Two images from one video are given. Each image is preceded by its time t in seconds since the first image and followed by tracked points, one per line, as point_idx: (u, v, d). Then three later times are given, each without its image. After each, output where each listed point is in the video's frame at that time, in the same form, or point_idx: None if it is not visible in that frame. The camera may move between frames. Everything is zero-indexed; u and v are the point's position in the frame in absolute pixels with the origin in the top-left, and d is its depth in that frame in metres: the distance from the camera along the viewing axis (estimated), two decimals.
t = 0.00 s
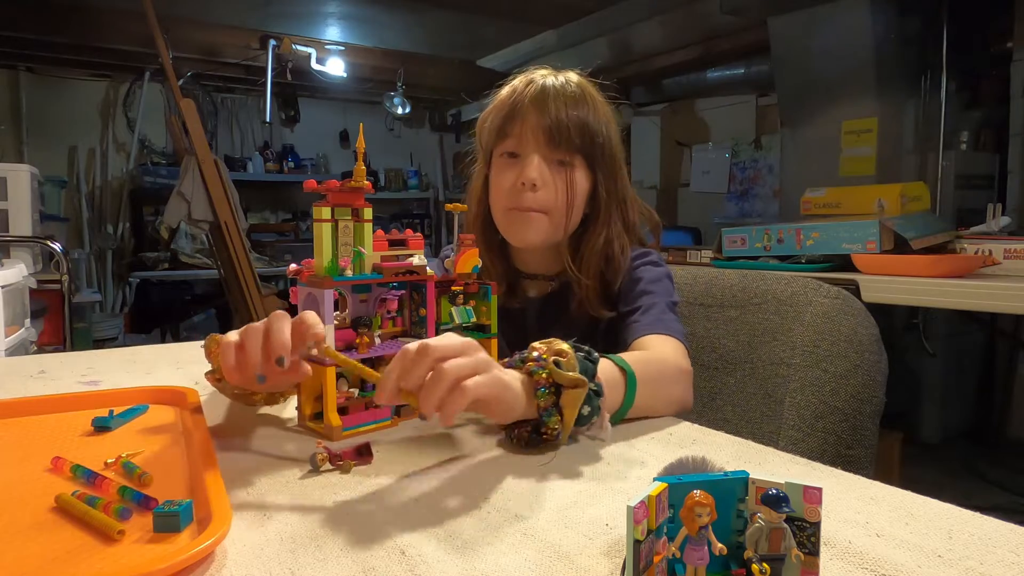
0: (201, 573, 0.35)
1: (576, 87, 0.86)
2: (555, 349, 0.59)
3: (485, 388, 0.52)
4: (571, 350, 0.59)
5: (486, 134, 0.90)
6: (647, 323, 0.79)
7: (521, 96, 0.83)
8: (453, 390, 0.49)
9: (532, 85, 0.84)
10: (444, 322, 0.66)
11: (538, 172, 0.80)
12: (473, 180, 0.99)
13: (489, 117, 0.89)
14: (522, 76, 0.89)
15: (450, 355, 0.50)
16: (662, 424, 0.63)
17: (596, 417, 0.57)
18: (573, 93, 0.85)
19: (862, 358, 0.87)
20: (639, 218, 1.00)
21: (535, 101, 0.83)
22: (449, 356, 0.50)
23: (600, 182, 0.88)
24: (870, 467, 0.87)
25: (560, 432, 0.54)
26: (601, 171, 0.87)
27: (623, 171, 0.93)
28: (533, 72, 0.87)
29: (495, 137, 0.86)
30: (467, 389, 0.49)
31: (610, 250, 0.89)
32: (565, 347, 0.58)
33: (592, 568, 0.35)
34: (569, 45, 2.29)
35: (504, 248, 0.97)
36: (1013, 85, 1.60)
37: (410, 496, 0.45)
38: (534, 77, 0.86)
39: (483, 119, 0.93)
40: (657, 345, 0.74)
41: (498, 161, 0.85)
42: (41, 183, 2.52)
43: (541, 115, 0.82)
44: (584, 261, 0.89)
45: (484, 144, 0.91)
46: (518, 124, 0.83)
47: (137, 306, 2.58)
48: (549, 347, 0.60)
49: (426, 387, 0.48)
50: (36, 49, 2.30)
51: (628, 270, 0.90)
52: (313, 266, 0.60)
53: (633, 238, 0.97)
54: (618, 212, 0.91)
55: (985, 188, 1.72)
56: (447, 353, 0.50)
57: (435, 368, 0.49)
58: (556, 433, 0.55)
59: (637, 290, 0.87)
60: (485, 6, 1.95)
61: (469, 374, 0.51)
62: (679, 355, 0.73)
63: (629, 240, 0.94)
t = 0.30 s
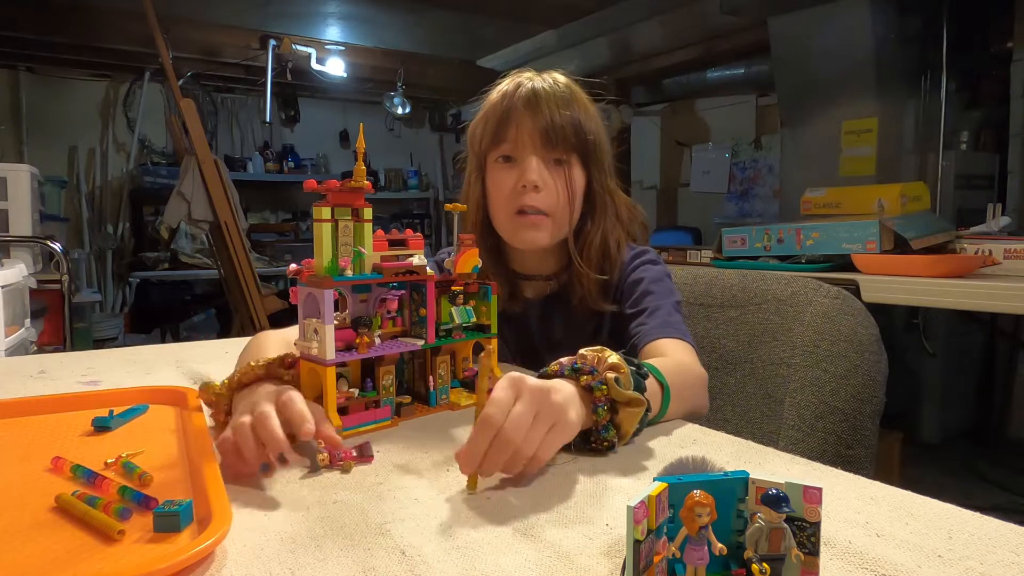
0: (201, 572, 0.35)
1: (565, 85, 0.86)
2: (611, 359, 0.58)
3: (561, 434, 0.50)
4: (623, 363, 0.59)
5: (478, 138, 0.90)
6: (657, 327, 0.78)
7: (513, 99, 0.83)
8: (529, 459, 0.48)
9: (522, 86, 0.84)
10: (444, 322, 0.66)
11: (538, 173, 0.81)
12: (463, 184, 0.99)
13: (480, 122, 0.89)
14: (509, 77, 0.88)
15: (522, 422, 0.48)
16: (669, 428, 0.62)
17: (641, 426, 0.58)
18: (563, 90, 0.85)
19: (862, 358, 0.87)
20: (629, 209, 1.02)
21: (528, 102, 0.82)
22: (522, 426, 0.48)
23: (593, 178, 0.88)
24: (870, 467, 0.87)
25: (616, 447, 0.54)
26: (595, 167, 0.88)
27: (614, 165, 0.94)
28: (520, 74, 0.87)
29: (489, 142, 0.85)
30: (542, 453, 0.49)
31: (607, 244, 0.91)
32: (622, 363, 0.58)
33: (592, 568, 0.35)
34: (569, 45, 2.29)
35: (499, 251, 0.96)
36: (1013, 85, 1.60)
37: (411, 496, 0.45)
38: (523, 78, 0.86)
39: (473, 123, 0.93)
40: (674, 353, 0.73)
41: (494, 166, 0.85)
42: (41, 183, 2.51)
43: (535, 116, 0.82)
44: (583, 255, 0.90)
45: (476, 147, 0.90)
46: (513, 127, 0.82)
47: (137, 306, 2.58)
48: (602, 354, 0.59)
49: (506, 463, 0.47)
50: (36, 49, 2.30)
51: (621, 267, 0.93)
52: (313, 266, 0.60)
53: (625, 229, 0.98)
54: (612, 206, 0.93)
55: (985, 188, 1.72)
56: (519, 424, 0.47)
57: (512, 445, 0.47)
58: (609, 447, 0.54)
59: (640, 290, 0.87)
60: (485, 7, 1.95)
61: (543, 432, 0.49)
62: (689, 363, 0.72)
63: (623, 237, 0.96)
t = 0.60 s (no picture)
0: (201, 573, 0.35)
1: (553, 87, 0.86)
2: (615, 359, 0.58)
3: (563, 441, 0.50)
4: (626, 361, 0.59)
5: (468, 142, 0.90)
6: (652, 326, 0.78)
7: (502, 102, 0.83)
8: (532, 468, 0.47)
9: (511, 89, 0.83)
10: (444, 322, 0.66)
11: (532, 175, 0.81)
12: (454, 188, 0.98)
13: (471, 127, 0.88)
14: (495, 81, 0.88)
15: (522, 434, 0.47)
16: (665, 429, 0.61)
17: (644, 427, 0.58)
18: (550, 91, 0.85)
19: (862, 358, 0.87)
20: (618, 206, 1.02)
21: (518, 105, 0.82)
22: (523, 438, 0.47)
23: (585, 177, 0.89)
24: (871, 467, 0.87)
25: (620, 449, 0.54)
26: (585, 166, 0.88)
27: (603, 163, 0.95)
28: (507, 77, 0.87)
29: (481, 147, 0.85)
30: (545, 461, 0.48)
31: (598, 241, 0.91)
32: (625, 363, 0.58)
33: (592, 569, 0.35)
34: (568, 46, 2.30)
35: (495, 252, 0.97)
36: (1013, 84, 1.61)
37: (411, 496, 0.45)
38: (510, 81, 0.85)
39: (463, 128, 0.93)
40: (669, 350, 0.73)
41: (487, 170, 0.85)
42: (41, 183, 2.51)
43: (526, 119, 0.82)
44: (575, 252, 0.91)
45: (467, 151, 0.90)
46: (504, 131, 0.82)
47: (137, 306, 2.58)
48: (606, 353, 0.60)
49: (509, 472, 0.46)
50: (35, 49, 2.30)
51: (612, 263, 0.94)
52: (313, 266, 0.60)
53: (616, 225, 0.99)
54: (602, 204, 0.93)
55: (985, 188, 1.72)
56: (520, 436, 0.47)
57: (514, 457, 0.46)
58: (612, 448, 0.54)
59: (636, 289, 0.87)
60: (485, 7, 1.95)
61: (544, 441, 0.48)
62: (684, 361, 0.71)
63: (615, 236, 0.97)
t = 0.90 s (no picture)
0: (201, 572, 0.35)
1: (549, 84, 0.86)
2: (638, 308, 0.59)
3: (557, 308, 0.57)
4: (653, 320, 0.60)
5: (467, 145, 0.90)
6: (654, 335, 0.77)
7: (499, 102, 0.83)
8: (513, 298, 0.56)
9: (507, 89, 0.84)
10: (444, 322, 0.66)
11: (534, 173, 0.81)
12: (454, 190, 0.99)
13: (469, 128, 0.89)
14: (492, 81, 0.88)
15: (530, 274, 0.56)
16: (666, 428, 0.61)
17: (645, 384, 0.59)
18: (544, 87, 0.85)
19: (863, 358, 0.87)
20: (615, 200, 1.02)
21: (516, 104, 0.82)
22: (527, 271, 0.56)
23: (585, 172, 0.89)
24: (870, 467, 0.87)
25: (617, 382, 0.56)
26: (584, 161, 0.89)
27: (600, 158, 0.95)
28: (503, 77, 0.87)
29: (481, 147, 0.85)
30: (529, 304, 0.56)
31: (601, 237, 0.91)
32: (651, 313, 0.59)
33: (592, 568, 0.35)
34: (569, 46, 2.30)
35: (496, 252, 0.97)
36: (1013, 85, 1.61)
37: (411, 496, 0.45)
38: (505, 80, 0.86)
39: (461, 130, 0.93)
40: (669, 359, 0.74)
41: (489, 170, 0.85)
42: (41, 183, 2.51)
43: (525, 118, 0.82)
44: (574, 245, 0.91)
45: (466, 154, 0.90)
46: (504, 131, 0.83)
47: (137, 306, 2.58)
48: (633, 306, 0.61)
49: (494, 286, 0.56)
50: (35, 49, 2.30)
51: (614, 258, 0.94)
52: (313, 266, 0.60)
53: (616, 221, 0.99)
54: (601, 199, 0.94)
55: (985, 188, 1.72)
56: (526, 270, 0.56)
57: (509, 273, 0.55)
58: (609, 380, 0.56)
59: (638, 297, 0.85)
60: (485, 7, 1.95)
61: (542, 292, 0.56)
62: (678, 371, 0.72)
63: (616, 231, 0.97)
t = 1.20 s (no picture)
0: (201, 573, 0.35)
1: (555, 90, 0.85)
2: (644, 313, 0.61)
3: (566, 313, 0.57)
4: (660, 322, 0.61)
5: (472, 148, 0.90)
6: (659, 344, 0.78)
7: (504, 107, 0.83)
8: (523, 305, 0.55)
9: (513, 93, 0.83)
10: (444, 322, 0.66)
11: (536, 181, 0.81)
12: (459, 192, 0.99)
13: (475, 132, 0.89)
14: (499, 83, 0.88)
15: (537, 279, 0.56)
16: (669, 427, 0.62)
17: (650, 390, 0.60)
18: (547, 91, 0.84)
19: (863, 358, 0.87)
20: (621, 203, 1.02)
21: (520, 109, 0.82)
22: (533, 277, 0.55)
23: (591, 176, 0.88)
24: (870, 467, 0.87)
25: (621, 387, 0.58)
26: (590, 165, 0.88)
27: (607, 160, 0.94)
28: (510, 81, 0.86)
29: (486, 152, 0.86)
30: (539, 310, 0.56)
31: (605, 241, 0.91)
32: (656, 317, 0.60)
33: (592, 568, 0.35)
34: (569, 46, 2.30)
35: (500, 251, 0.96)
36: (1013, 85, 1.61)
37: (411, 496, 0.45)
38: (511, 84, 0.85)
39: (468, 132, 0.93)
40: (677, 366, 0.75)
41: (495, 176, 0.85)
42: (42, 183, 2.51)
43: (529, 123, 0.82)
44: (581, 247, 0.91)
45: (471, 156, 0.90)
46: (508, 137, 0.83)
47: (137, 306, 2.58)
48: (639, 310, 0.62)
49: (500, 295, 0.56)
50: (35, 49, 2.30)
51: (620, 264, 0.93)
52: (313, 266, 0.60)
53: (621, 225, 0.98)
54: (606, 203, 0.93)
55: (986, 188, 1.72)
56: (532, 276, 0.55)
57: (515, 281, 0.55)
58: (615, 383, 0.58)
59: (642, 302, 0.85)
60: (485, 7, 1.95)
61: (550, 298, 0.56)
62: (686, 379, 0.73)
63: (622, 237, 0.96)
